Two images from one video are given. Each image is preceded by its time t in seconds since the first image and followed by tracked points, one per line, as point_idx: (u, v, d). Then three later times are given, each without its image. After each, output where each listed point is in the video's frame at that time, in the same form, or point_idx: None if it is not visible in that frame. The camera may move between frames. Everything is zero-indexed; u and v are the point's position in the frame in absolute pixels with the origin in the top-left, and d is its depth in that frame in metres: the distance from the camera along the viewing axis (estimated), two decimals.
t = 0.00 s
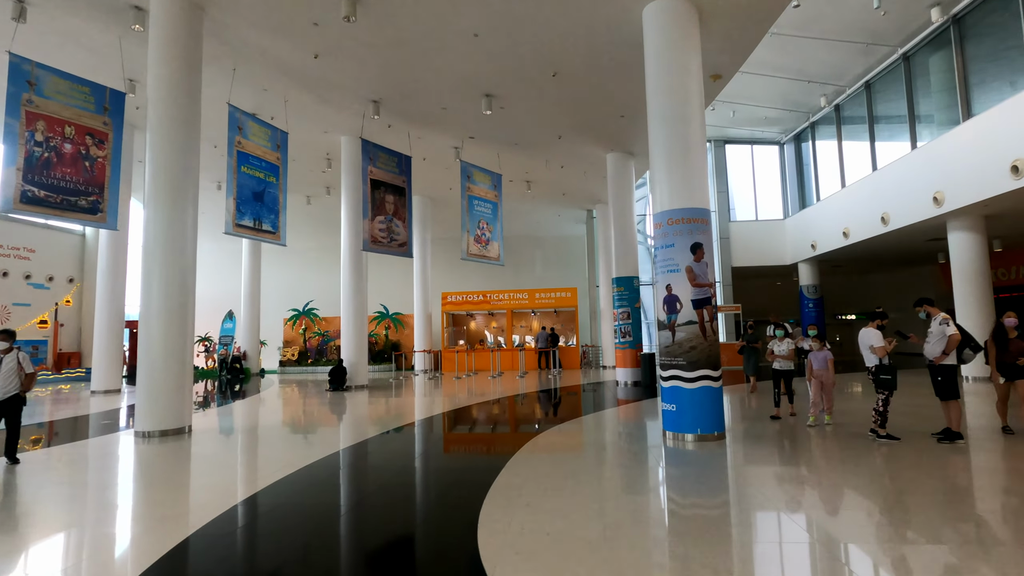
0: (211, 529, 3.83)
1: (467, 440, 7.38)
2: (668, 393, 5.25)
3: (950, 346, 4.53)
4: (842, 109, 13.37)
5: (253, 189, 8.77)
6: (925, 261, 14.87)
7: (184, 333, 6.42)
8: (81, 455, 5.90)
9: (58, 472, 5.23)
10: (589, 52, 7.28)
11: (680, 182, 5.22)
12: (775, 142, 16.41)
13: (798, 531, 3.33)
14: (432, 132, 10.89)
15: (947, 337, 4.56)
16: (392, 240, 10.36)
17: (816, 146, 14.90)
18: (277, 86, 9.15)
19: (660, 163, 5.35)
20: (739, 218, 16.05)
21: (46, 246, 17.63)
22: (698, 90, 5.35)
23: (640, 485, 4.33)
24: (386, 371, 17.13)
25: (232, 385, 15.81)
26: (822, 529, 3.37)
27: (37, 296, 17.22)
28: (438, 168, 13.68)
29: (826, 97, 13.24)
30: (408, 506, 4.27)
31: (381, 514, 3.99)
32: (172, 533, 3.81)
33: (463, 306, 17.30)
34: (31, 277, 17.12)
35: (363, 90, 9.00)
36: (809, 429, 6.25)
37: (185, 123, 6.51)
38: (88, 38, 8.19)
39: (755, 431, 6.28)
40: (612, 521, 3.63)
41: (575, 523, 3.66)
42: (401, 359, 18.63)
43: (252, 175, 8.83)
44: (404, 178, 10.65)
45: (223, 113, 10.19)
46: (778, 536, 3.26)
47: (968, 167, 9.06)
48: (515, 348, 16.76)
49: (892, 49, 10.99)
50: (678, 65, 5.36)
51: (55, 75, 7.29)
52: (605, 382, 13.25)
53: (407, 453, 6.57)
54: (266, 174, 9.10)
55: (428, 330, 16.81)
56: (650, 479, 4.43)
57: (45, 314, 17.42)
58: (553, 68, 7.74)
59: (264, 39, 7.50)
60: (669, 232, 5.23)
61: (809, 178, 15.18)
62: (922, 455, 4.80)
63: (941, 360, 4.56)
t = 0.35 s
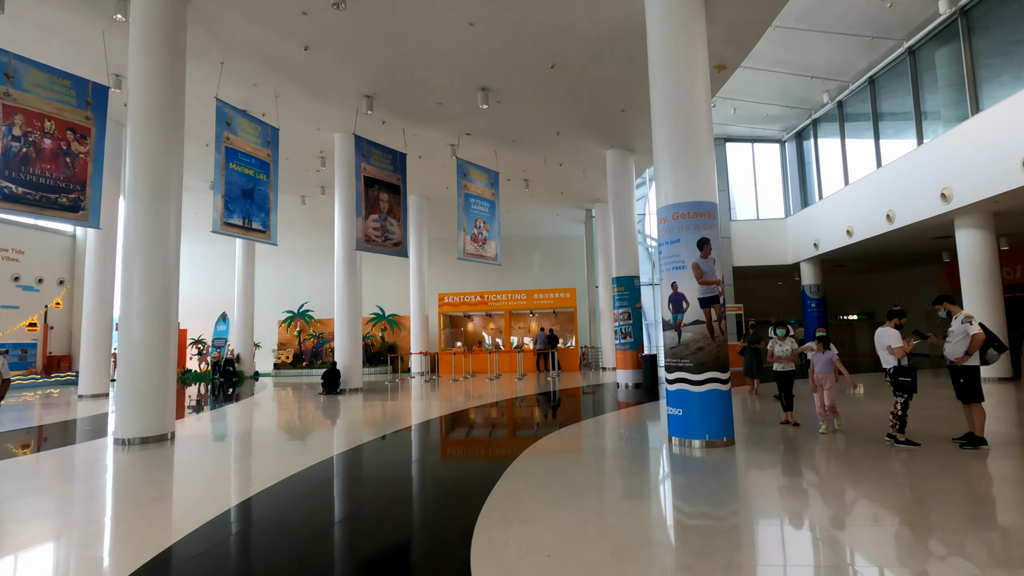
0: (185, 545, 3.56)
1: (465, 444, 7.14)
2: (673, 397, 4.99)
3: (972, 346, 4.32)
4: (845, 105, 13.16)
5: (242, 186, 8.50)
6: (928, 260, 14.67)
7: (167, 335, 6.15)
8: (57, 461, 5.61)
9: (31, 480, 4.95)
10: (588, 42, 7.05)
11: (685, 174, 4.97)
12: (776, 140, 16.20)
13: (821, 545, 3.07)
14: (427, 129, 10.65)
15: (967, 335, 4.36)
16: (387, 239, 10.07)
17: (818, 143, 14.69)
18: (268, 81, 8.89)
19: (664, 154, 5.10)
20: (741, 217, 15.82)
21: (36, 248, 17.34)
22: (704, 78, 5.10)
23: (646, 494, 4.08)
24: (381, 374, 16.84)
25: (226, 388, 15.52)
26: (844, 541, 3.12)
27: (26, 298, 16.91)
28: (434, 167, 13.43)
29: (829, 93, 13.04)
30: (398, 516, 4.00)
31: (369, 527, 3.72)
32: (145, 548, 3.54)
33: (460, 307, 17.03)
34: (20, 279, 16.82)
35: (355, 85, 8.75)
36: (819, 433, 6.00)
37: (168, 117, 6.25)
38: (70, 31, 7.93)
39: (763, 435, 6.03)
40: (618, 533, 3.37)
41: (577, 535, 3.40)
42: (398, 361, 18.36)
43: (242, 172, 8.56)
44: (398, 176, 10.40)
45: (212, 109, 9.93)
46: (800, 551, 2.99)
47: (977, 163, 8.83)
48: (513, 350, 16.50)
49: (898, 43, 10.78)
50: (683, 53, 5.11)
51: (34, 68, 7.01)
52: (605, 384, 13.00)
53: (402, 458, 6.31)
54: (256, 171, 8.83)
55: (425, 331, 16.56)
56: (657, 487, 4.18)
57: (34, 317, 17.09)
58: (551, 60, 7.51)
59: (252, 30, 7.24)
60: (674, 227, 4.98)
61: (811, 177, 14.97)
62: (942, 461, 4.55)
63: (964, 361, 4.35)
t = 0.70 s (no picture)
0: (150, 560, 3.31)
1: (460, 448, 6.90)
2: (674, 400, 4.75)
3: (988, 344, 4.13)
4: (846, 103, 12.97)
5: (229, 184, 8.26)
6: (931, 260, 14.46)
7: (147, 337, 5.91)
8: (29, 467, 5.36)
9: None
10: (585, 32, 6.84)
11: (685, 167, 4.75)
12: (777, 139, 16.01)
13: (835, 560, 2.83)
14: (421, 127, 10.44)
15: (983, 332, 4.16)
16: (380, 239, 9.84)
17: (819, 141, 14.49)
18: (256, 77, 8.68)
19: (663, 147, 4.88)
20: (741, 216, 15.60)
21: (26, 249, 17.08)
22: (705, 66, 4.87)
23: (645, 503, 3.83)
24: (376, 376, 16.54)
25: (219, 391, 15.28)
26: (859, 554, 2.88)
27: (16, 300, 16.65)
28: (429, 166, 13.21)
29: (830, 90, 12.86)
30: (381, 528, 3.75)
31: (350, 540, 3.48)
32: (106, 565, 3.28)
33: (457, 309, 16.78)
34: (9, 280, 16.55)
35: (346, 80, 8.53)
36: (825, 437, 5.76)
37: (149, 111, 6.01)
38: (51, 25, 7.70)
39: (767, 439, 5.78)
40: (616, 548, 3.12)
41: (570, 549, 3.16)
42: (393, 363, 18.11)
43: (229, 170, 8.33)
44: (392, 174, 10.17)
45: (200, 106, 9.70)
46: (813, 568, 2.76)
47: (983, 158, 8.61)
48: (510, 352, 16.27)
49: (901, 37, 10.59)
50: (683, 40, 4.88)
51: (13, 61, 6.77)
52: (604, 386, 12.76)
53: (394, 463, 6.05)
54: (244, 168, 8.60)
55: (421, 333, 16.32)
56: (656, 496, 3.95)
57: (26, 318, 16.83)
58: (547, 52, 7.30)
59: (238, 22, 7.02)
60: (674, 222, 4.75)
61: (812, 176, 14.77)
62: (957, 466, 4.32)
63: (980, 362, 4.14)
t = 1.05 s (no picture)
0: None
1: (452, 452, 6.65)
2: (675, 406, 4.49)
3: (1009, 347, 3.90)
4: (848, 100, 12.77)
5: (214, 180, 7.99)
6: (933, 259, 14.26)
7: (122, 339, 5.64)
8: None
9: None
10: (581, 21, 6.60)
11: (687, 159, 4.50)
12: (777, 138, 15.81)
13: None
14: (414, 123, 10.18)
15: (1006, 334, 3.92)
16: (371, 237, 9.58)
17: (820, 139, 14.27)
18: (243, 70, 8.41)
19: (663, 138, 4.64)
20: (740, 216, 15.37)
21: (13, 248, 16.75)
22: (707, 54, 4.64)
23: (645, 515, 3.58)
24: (369, 377, 16.25)
25: (210, 393, 14.99)
26: None
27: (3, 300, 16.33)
28: (423, 164, 12.95)
29: (831, 87, 12.67)
30: (360, 543, 3.50)
31: (326, 558, 3.23)
32: None
33: (452, 309, 16.52)
34: None
35: (336, 73, 8.28)
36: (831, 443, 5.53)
37: (126, 102, 5.75)
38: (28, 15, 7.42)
39: (771, 445, 5.53)
40: (614, 566, 2.89)
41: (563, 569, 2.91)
42: (388, 365, 17.84)
43: (214, 166, 8.05)
44: (384, 171, 9.91)
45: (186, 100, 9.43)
46: None
47: (989, 154, 8.39)
48: (506, 353, 16.01)
49: (905, 32, 10.38)
50: (685, 25, 4.64)
51: None
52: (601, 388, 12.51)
53: (385, 469, 5.86)
54: (230, 164, 8.33)
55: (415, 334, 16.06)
56: (655, 508, 3.70)
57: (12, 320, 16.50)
58: (542, 43, 7.06)
59: (221, 10, 6.76)
60: (674, 218, 4.51)
61: (812, 175, 14.56)
62: (972, 475, 4.09)
63: (1000, 365, 3.92)
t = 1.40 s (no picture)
0: None
1: (447, 456, 6.42)
2: (678, 411, 4.26)
3: None
4: (849, 97, 12.60)
5: (199, 177, 7.72)
6: (935, 259, 14.09)
7: (98, 341, 5.39)
8: None
9: None
10: (578, 10, 6.37)
11: (691, 150, 4.27)
12: (776, 136, 15.63)
13: None
14: (408, 119, 9.94)
15: None
16: (363, 236, 9.33)
17: (820, 138, 14.11)
18: (230, 63, 8.16)
19: (666, 129, 4.41)
20: (739, 215, 15.18)
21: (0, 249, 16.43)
22: (711, 40, 4.41)
23: (648, 527, 3.34)
24: (363, 380, 15.96)
25: (201, 396, 14.69)
26: None
27: None
28: (418, 162, 12.70)
29: (832, 84, 12.51)
30: (343, 559, 3.26)
31: None
32: None
33: (448, 310, 16.27)
34: None
35: (326, 66, 8.05)
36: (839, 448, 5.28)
37: (101, 92, 5.50)
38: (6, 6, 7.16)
39: (777, 451, 5.29)
40: None
41: None
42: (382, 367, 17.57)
43: (200, 162, 7.80)
44: (376, 168, 9.67)
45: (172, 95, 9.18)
46: None
47: (995, 150, 8.19)
48: (502, 355, 15.77)
49: (907, 27, 10.20)
50: (689, 10, 4.41)
51: None
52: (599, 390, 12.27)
53: (380, 473, 5.64)
54: (216, 161, 8.07)
55: (410, 336, 15.80)
56: (659, 519, 3.45)
57: None
58: (537, 34, 6.84)
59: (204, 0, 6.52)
60: (677, 212, 4.28)
61: (812, 173, 14.37)
62: (991, 481, 3.88)
63: None
